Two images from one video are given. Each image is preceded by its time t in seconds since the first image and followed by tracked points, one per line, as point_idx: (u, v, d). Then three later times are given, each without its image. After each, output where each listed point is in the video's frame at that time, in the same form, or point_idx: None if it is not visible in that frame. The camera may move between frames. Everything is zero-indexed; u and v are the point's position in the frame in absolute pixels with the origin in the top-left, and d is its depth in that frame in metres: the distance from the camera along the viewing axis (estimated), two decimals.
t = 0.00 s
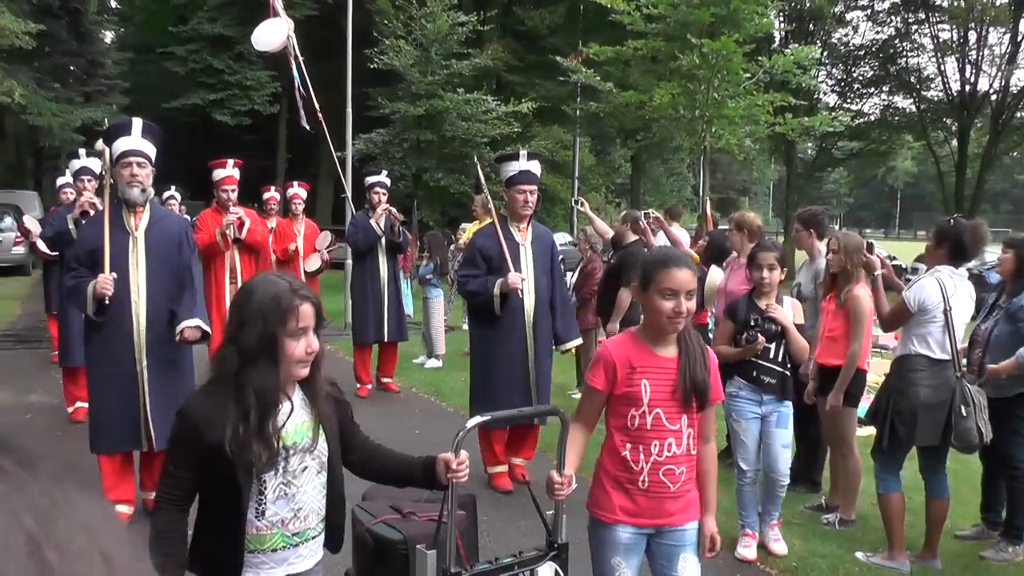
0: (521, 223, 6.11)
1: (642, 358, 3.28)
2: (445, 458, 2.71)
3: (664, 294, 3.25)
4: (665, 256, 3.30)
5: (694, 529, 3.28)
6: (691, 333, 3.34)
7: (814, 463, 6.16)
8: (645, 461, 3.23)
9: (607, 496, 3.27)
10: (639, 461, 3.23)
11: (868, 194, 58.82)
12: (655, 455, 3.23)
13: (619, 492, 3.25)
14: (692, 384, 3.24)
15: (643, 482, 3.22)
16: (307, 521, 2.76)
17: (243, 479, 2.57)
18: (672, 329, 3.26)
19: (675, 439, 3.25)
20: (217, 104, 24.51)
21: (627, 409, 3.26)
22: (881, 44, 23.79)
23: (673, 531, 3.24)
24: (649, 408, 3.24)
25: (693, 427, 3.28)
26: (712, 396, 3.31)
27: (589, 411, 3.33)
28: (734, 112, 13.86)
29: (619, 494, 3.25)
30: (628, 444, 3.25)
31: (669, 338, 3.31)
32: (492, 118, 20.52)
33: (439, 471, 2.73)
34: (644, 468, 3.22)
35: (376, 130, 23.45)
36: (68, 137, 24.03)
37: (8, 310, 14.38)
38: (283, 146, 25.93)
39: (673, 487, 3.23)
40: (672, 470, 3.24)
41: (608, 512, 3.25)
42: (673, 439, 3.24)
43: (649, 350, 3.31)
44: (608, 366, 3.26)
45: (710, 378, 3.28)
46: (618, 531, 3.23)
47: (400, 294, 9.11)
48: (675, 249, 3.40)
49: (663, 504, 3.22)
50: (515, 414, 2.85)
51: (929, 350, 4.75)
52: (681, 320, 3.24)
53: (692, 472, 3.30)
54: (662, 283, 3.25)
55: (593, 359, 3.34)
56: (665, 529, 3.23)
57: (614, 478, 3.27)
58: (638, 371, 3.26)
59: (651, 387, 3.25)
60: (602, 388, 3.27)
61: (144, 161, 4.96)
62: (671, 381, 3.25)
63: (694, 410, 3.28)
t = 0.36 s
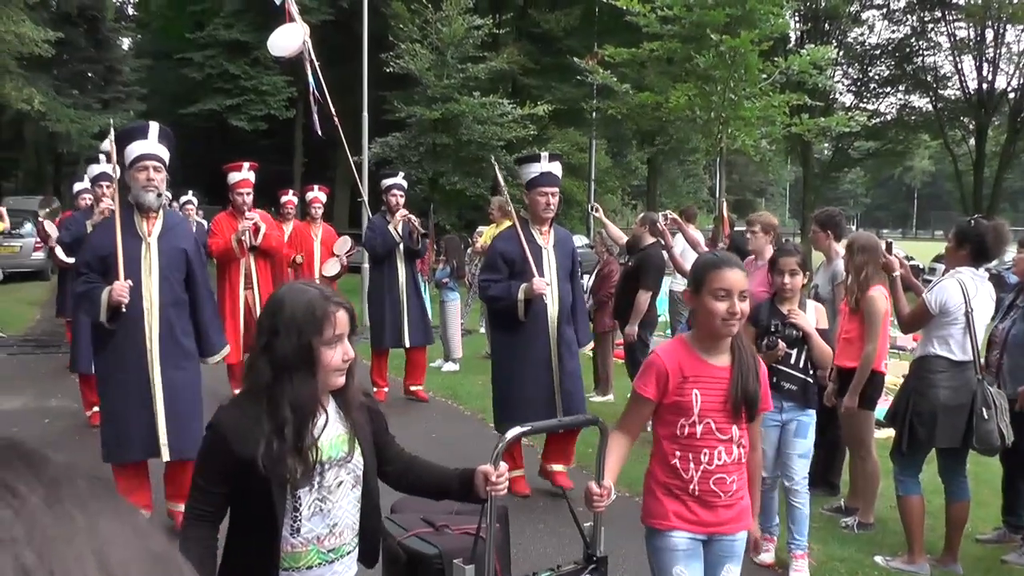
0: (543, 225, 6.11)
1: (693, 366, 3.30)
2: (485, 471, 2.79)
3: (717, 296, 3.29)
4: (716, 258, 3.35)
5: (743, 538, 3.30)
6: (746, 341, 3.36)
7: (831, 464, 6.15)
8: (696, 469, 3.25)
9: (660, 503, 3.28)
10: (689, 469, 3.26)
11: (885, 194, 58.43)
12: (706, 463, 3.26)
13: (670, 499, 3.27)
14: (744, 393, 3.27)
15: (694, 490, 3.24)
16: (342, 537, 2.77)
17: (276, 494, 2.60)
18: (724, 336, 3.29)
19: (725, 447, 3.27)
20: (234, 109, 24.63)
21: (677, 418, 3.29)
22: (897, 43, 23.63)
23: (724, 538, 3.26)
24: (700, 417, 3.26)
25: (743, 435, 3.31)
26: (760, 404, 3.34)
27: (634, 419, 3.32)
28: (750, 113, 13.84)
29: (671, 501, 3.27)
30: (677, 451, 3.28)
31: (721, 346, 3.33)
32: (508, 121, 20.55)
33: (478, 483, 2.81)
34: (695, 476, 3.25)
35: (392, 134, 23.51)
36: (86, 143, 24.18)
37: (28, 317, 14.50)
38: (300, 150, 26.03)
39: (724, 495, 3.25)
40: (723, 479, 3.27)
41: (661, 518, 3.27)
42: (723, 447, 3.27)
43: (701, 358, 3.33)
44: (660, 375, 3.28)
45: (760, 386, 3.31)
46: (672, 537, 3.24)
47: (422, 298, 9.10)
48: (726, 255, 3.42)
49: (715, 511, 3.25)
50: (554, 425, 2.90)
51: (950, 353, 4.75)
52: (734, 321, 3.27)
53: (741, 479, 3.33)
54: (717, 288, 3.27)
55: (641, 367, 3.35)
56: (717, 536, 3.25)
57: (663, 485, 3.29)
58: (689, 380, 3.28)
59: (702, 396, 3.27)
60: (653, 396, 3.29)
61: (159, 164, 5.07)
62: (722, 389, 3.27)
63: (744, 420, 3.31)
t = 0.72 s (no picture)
0: (564, 230, 6.01)
1: (706, 372, 3.24)
2: (510, 483, 2.67)
3: (730, 301, 3.20)
4: (728, 261, 3.26)
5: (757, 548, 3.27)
6: (758, 348, 3.32)
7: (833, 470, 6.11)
8: (716, 479, 3.19)
9: (678, 516, 3.21)
10: (709, 479, 3.19)
11: (889, 197, 58.40)
12: (726, 472, 3.20)
13: (689, 511, 3.20)
14: (760, 396, 3.23)
15: (714, 500, 3.19)
16: (371, 557, 2.48)
17: (305, 517, 2.32)
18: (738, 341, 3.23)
19: (744, 454, 3.22)
20: (237, 113, 24.66)
21: (695, 425, 3.21)
22: (900, 47, 23.63)
23: (739, 549, 3.23)
24: (717, 424, 3.20)
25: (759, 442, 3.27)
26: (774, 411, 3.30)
27: (648, 426, 3.26)
28: (753, 117, 13.86)
29: (691, 513, 3.20)
30: (696, 460, 3.20)
31: (734, 351, 3.28)
32: (511, 125, 20.59)
33: (501, 496, 2.69)
34: (715, 486, 3.19)
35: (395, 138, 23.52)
36: (90, 147, 24.23)
37: (32, 321, 14.53)
38: (303, 154, 26.06)
39: (743, 504, 3.21)
40: (742, 488, 3.22)
41: (679, 532, 3.20)
42: (742, 455, 3.22)
43: (715, 362, 3.26)
44: (676, 382, 3.22)
45: (773, 392, 3.27)
46: (692, 550, 3.18)
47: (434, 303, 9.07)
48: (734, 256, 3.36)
49: (733, 522, 3.20)
50: (573, 438, 2.84)
51: (952, 356, 4.73)
52: (748, 326, 3.20)
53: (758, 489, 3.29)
54: (731, 290, 3.20)
55: (654, 374, 3.28)
56: (734, 546, 3.22)
57: (680, 495, 3.22)
58: (705, 387, 3.22)
59: (718, 402, 3.21)
60: (667, 404, 3.22)
61: (180, 170, 5.01)
62: (737, 396, 3.23)
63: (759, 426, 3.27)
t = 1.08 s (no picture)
0: (576, 234, 5.98)
1: (708, 383, 3.24)
2: (533, 495, 2.65)
3: (728, 308, 3.22)
4: (725, 267, 3.27)
5: (769, 563, 3.24)
6: (761, 355, 3.32)
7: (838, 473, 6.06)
8: (721, 494, 3.18)
9: (683, 532, 3.21)
10: (714, 493, 3.19)
11: (895, 199, 58.26)
12: (731, 486, 3.19)
13: (694, 527, 3.20)
14: (766, 403, 3.22)
15: (719, 515, 3.18)
16: (383, 571, 2.47)
17: (319, 530, 2.32)
18: (739, 350, 3.23)
19: (750, 468, 3.20)
20: (243, 119, 24.72)
21: (697, 438, 3.21)
22: (905, 50, 23.57)
23: (750, 565, 3.19)
24: (721, 436, 3.19)
25: (766, 453, 3.25)
26: (782, 421, 3.28)
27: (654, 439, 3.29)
28: (757, 120, 13.86)
29: (695, 529, 3.20)
30: (700, 474, 3.21)
31: (735, 360, 3.28)
32: (516, 129, 20.62)
33: (524, 508, 2.67)
34: (719, 501, 3.18)
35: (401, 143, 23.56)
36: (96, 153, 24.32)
37: (38, 326, 14.59)
38: (309, 159, 26.11)
39: (750, 519, 3.19)
40: (749, 502, 3.20)
41: (684, 548, 3.19)
42: (749, 467, 3.20)
43: (715, 372, 3.27)
44: (674, 395, 3.24)
45: (781, 400, 3.26)
46: (697, 567, 3.17)
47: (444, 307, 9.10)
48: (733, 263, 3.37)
49: (740, 538, 3.18)
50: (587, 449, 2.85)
51: (956, 359, 4.72)
52: (747, 335, 3.20)
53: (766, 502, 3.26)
54: (727, 299, 3.22)
55: (655, 387, 3.31)
56: (742, 564, 3.18)
57: (685, 509, 3.22)
58: (706, 398, 3.22)
59: (720, 414, 3.21)
60: (667, 417, 3.25)
61: (190, 174, 4.98)
62: (740, 406, 3.22)
63: (766, 436, 3.24)
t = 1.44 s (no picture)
0: (572, 236, 5.97)
1: (726, 392, 3.21)
2: (549, 506, 2.53)
3: (750, 316, 3.13)
4: (744, 273, 3.18)
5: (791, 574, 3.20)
6: (782, 360, 3.26)
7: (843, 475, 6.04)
8: (739, 505, 3.15)
9: (699, 543, 3.19)
10: (732, 505, 3.16)
11: (898, 199, 58.22)
12: (750, 498, 3.15)
13: (709, 538, 3.18)
14: (786, 412, 3.18)
15: (736, 527, 3.15)
16: None
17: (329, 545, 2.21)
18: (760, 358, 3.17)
19: (769, 479, 3.17)
20: (245, 122, 24.74)
21: (717, 449, 3.19)
22: (907, 49, 23.53)
23: None
24: (740, 447, 3.17)
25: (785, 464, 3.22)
26: (804, 430, 3.24)
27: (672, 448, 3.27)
28: (758, 121, 13.86)
29: (711, 540, 3.17)
30: (719, 485, 3.18)
31: (756, 369, 3.24)
32: (518, 131, 20.62)
33: (539, 519, 2.55)
34: (738, 512, 3.15)
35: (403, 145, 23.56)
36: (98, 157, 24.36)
37: (39, 331, 14.62)
38: (311, 162, 26.13)
39: (769, 531, 3.16)
40: (768, 513, 3.16)
41: (701, 560, 3.17)
42: (768, 479, 3.17)
43: (734, 381, 3.23)
44: (693, 406, 3.21)
45: (803, 410, 3.22)
46: None
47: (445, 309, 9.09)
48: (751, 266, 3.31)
49: (758, 549, 3.14)
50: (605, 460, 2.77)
51: (959, 359, 4.70)
52: (770, 342, 3.12)
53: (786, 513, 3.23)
54: (744, 306, 3.13)
55: (672, 397, 3.29)
56: None
57: (702, 520, 3.20)
58: (725, 409, 3.19)
59: (740, 424, 3.17)
60: (685, 427, 3.23)
61: (174, 176, 5.02)
62: (759, 415, 3.18)
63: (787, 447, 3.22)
